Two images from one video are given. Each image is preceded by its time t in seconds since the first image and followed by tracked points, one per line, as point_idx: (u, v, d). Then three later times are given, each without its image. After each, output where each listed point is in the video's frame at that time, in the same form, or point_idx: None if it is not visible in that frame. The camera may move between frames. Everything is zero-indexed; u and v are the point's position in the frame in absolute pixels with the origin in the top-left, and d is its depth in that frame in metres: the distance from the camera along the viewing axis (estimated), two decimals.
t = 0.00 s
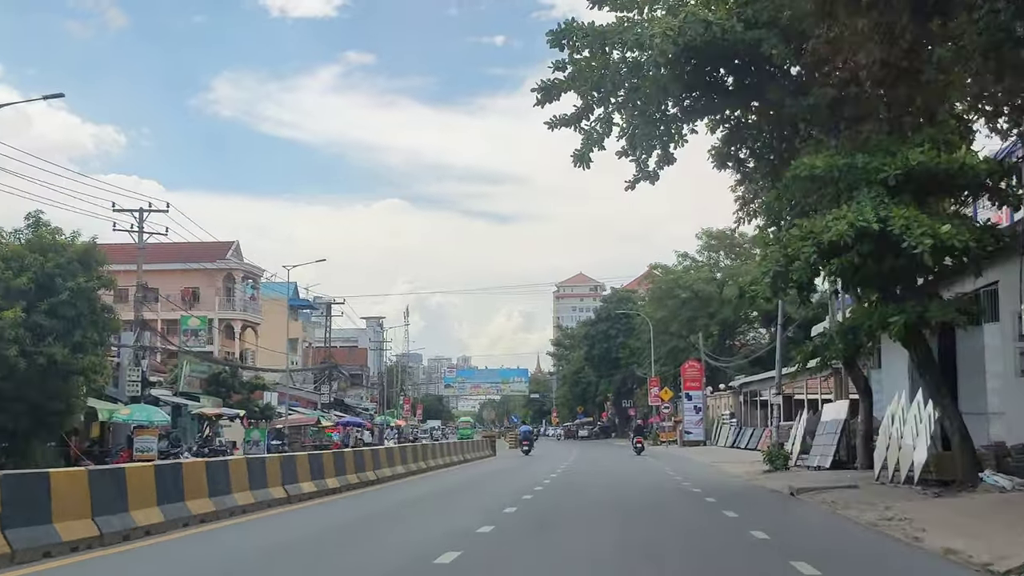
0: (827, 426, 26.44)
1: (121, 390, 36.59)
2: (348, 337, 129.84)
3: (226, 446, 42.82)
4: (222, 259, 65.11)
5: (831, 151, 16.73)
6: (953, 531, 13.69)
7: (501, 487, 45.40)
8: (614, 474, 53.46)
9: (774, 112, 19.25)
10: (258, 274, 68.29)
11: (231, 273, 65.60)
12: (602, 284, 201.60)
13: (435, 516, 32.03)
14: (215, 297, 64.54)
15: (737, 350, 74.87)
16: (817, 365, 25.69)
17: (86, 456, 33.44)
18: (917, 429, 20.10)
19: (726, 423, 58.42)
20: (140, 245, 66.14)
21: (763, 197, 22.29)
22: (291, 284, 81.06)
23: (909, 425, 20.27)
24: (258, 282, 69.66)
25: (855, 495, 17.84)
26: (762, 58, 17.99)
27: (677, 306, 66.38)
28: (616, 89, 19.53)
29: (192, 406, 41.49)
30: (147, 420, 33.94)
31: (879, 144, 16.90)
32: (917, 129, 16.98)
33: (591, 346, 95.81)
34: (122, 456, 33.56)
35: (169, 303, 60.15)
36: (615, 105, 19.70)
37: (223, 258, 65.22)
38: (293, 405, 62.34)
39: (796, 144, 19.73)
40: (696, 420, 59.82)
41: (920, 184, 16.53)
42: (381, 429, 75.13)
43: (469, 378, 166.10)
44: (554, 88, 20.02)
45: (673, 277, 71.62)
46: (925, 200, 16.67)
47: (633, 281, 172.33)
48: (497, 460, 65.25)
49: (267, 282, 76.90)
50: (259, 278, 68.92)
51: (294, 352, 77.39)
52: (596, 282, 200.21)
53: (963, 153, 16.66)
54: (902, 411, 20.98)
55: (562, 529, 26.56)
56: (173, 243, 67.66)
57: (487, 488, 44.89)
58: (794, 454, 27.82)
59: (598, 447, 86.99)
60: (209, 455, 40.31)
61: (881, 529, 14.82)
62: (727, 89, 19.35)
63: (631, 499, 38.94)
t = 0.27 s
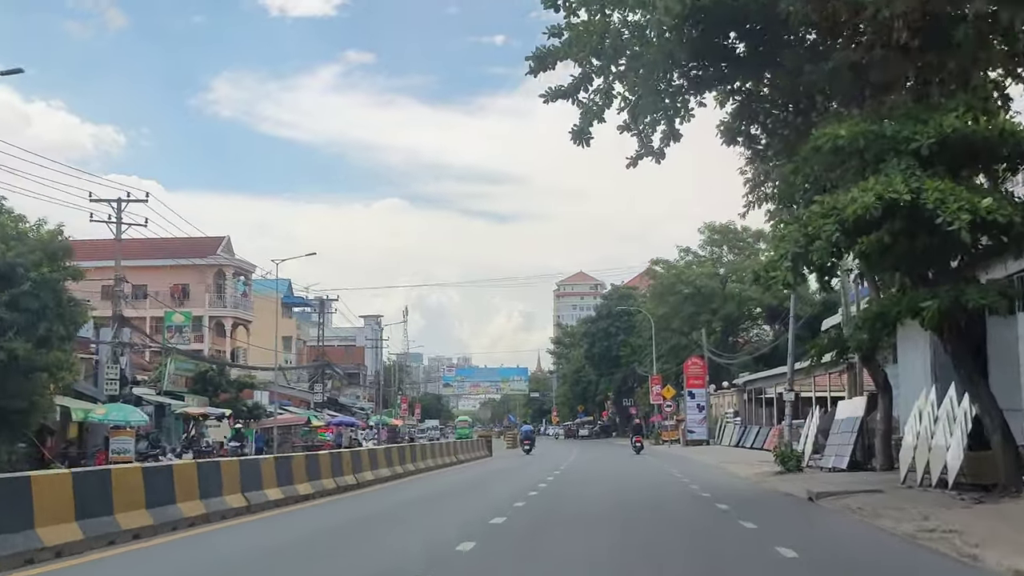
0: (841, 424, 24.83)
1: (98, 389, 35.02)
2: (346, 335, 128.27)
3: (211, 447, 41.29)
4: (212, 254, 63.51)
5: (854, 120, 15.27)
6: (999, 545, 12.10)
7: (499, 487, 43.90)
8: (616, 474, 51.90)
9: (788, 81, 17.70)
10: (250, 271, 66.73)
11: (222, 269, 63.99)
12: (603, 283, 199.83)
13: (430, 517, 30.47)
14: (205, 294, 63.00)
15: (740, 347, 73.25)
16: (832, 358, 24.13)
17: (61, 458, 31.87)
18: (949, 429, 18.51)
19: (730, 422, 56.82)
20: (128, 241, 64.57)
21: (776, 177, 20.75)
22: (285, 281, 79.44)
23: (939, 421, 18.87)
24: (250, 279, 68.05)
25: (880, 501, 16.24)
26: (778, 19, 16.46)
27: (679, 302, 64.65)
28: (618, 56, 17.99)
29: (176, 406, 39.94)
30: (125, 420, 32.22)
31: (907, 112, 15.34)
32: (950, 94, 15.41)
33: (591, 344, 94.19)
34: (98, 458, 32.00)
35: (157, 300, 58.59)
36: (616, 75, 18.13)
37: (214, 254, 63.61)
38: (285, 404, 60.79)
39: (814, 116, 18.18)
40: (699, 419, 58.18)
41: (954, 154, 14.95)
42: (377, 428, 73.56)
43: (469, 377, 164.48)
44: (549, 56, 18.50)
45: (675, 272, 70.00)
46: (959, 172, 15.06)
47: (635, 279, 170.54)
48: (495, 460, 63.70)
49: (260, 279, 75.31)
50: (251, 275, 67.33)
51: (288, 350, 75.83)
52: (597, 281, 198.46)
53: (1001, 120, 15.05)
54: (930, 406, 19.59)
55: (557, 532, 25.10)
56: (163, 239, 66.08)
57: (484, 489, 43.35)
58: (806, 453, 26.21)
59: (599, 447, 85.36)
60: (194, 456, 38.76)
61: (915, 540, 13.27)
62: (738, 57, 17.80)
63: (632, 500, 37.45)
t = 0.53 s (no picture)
0: (858, 420, 23.19)
1: (73, 387, 33.37)
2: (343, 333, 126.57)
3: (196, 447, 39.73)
4: (201, 249, 61.86)
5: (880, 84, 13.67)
6: None
7: (497, 486, 42.38)
8: (617, 473, 50.34)
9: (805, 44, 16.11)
10: (241, 266, 65.08)
11: (211, 264, 62.35)
12: (602, 280, 198.12)
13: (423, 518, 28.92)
14: (194, 290, 61.41)
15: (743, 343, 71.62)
16: (849, 350, 22.55)
17: (31, 459, 30.25)
18: (988, 426, 17.07)
19: (734, 419, 55.18)
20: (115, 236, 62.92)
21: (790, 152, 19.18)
22: (278, 277, 77.79)
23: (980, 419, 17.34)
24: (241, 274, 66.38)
25: (912, 507, 14.59)
26: None
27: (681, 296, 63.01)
28: (618, 18, 16.42)
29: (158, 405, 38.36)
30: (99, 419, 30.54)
31: (942, 73, 13.73)
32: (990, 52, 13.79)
33: (591, 340, 92.52)
34: (71, 459, 30.37)
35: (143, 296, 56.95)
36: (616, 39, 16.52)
37: (202, 249, 61.97)
38: (277, 403, 59.16)
39: (833, 83, 16.59)
40: (702, 416, 56.56)
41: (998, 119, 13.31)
42: (372, 427, 71.93)
43: (467, 375, 162.77)
44: (542, 18, 16.96)
45: (677, 266, 68.33)
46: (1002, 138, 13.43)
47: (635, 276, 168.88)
48: (493, 459, 62.06)
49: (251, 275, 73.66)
50: (242, 271, 65.69)
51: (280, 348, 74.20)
52: (597, 278, 196.73)
53: None
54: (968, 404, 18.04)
55: (554, 531, 23.65)
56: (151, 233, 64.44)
57: (481, 487, 41.82)
58: (821, 453, 24.58)
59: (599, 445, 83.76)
60: (175, 457, 37.14)
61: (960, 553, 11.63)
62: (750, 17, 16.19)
63: (635, 499, 35.98)
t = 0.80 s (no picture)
0: (878, 420, 21.54)
1: (44, 387, 31.83)
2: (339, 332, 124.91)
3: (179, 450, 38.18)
4: (189, 246, 60.24)
5: (924, 33, 12.04)
6: None
7: (494, 487, 40.81)
8: (618, 473, 48.76)
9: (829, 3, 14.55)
10: (231, 263, 63.46)
11: (200, 261, 60.71)
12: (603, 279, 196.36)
13: (416, 521, 27.34)
14: (183, 288, 59.85)
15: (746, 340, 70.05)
16: (870, 344, 21.05)
17: None
18: None
19: (738, 418, 53.60)
20: (102, 232, 61.32)
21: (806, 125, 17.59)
22: (271, 275, 76.19)
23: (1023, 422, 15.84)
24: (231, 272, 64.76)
25: (957, 519, 12.96)
26: None
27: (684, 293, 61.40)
28: None
29: (139, 406, 36.83)
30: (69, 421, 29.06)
31: (991, 25, 12.09)
32: None
33: (590, 339, 90.88)
34: (39, 463, 28.84)
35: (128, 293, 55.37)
36: None
37: (191, 245, 60.34)
38: (266, 403, 57.55)
39: (860, 43, 15.01)
40: (705, 416, 54.95)
41: None
42: (367, 428, 70.32)
43: (466, 375, 161.16)
44: None
45: (678, 262, 66.69)
46: None
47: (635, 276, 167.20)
48: (490, 459, 60.44)
49: (243, 272, 72.10)
50: (232, 267, 64.08)
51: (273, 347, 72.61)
52: (597, 277, 194.97)
53: None
54: (1008, 401, 16.54)
55: (551, 535, 22.17)
56: (139, 230, 62.83)
57: (478, 488, 40.25)
58: (838, 454, 22.92)
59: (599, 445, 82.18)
60: (155, 459, 35.54)
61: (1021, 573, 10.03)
62: None
63: (637, 501, 34.45)
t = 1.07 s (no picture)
0: (900, 418, 19.81)
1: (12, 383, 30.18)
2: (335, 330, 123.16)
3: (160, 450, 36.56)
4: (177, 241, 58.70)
5: None
6: None
7: (490, 486, 39.26)
8: (619, 473, 47.20)
9: None
10: (220, 259, 61.88)
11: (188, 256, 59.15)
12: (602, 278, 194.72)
13: (408, 521, 25.81)
14: (170, 284, 58.27)
15: (748, 337, 68.50)
16: (896, 335, 19.50)
17: None
18: None
19: (742, 417, 51.99)
20: (87, 227, 59.65)
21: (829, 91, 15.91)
22: (262, 271, 74.60)
23: None
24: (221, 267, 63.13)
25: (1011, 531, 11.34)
26: None
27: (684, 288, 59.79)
28: None
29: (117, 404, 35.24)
30: (36, 420, 27.85)
31: None
32: None
33: (589, 336, 89.27)
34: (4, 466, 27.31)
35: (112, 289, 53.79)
36: None
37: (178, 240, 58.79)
38: (256, 402, 55.91)
39: None
40: (708, 414, 53.34)
41: None
42: (360, 428, 68.71)
43: (464, 374, 159.53)
44: None
45: (679, 256, 65.10)
46: None
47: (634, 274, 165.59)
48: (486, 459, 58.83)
49: (233, 268, 70.49)
50: (221, 263, 62.52)
51: (264, 344, 70.98)
52: (597, 276, 193.33)
53: None
54: None
55: (546, 537, 20.59)
56: (125, 224, 61.19)
57: (474, 488, 38.70)
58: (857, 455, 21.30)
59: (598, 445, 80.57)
60: (133, 461, 33.94)
61: None
62: None
63: (639, 501, 32.91)
